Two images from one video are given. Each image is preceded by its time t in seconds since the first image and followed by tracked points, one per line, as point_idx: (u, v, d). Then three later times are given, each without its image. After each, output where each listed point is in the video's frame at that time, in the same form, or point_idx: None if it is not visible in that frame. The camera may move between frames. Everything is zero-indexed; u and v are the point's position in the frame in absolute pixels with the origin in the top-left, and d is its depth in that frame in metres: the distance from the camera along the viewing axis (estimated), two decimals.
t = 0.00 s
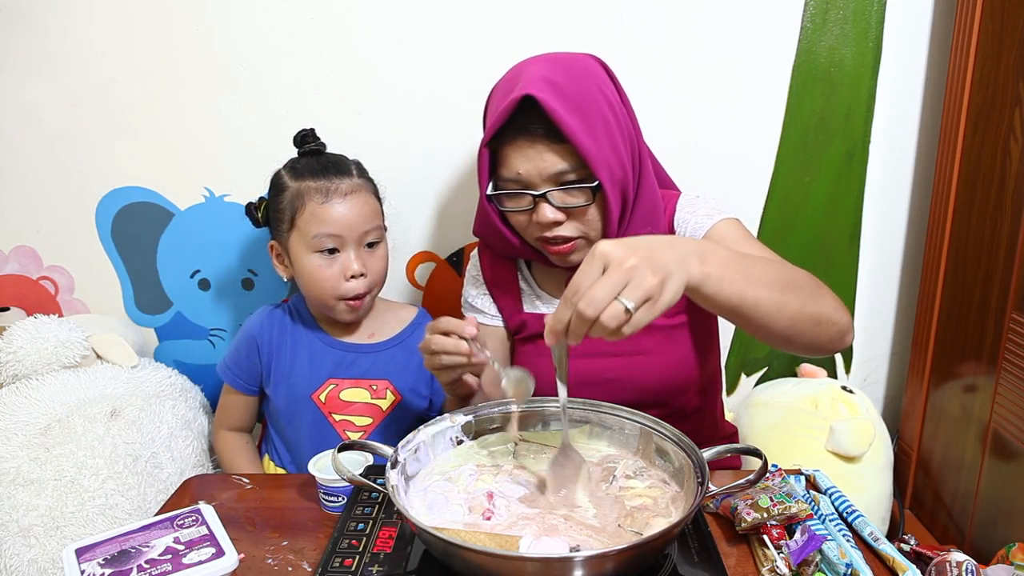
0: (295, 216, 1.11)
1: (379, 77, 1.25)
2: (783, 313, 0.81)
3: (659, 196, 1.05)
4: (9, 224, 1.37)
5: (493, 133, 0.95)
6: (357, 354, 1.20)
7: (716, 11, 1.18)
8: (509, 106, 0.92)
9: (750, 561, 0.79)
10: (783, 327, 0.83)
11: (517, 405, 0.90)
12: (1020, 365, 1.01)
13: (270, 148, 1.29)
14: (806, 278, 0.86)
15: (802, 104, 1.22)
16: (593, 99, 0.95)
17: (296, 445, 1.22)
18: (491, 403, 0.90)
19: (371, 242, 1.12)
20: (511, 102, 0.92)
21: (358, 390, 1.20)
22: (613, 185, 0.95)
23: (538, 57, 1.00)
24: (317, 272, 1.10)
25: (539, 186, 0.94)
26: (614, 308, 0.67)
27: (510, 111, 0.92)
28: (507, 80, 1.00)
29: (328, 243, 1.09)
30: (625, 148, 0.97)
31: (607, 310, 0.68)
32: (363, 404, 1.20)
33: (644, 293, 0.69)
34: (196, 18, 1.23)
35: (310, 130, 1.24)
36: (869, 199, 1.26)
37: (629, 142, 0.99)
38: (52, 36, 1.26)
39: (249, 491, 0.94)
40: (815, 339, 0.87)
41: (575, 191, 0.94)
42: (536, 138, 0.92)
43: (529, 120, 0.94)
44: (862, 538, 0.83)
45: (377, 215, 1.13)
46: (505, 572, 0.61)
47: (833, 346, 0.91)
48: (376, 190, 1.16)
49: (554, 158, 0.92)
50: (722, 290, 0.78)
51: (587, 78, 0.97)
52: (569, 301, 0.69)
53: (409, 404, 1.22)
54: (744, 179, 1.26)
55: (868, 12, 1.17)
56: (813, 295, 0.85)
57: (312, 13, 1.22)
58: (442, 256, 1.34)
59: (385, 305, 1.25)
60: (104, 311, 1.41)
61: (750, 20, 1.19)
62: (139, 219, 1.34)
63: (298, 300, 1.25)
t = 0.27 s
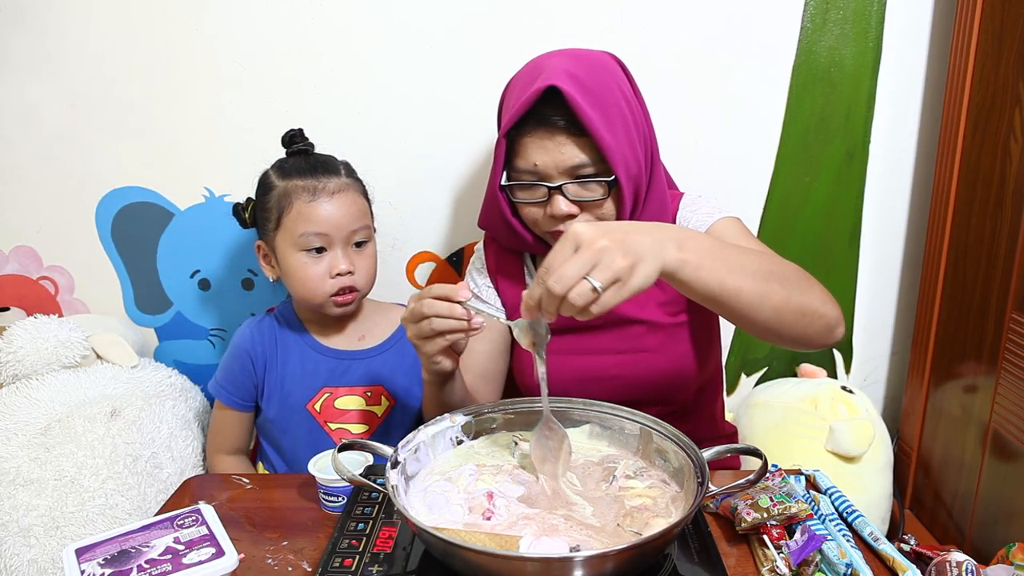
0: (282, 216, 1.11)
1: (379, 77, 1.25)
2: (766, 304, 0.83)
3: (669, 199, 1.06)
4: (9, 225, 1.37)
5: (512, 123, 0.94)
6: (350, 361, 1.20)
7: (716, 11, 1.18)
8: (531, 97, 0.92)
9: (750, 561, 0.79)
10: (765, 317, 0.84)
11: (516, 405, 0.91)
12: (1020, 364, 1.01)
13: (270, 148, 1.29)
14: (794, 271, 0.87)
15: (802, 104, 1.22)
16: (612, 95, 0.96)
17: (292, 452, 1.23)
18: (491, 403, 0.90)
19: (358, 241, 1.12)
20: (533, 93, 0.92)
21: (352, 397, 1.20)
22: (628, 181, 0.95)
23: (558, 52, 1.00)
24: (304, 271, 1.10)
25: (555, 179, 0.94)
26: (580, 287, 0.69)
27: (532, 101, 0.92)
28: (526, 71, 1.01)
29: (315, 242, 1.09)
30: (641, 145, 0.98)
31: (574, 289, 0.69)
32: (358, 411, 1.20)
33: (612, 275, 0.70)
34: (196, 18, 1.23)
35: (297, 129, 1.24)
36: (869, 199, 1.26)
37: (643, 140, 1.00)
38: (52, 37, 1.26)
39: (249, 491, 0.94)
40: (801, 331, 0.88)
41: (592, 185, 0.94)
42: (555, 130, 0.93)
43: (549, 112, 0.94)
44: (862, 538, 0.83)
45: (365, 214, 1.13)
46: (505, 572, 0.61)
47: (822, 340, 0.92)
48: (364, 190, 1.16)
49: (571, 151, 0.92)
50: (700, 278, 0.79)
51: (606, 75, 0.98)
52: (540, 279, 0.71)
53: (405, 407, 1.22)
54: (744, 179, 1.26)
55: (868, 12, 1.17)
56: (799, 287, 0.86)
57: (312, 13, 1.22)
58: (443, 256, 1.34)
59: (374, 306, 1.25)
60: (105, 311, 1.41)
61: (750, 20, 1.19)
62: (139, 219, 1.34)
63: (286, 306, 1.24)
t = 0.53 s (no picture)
0: (265, 219, 1.10)
1: (379, 77, 1.25)
2: (758, 298, 0.83)
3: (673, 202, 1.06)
4: (9, 224, 1.37)
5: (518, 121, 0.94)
6: (344, 368, 1.19)
7: (716, 11, 1.19)
8: (539, 96, 0.92)
9: (750, 561, 0.79)
10: (759, 311, 0.84)
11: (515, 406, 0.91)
12: (1020, 365, 1.01)
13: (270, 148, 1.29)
14: (787, 264, 0.88)
15: (802, 104, 1.22)
16: (619, 96, 0.96)
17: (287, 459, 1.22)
18: (491, 403, 0.91)
19: (343, 246, 1.11)
20: (540, 92, 0.92)
21: (347, 404, 1.20)
22: (633, 182, 0.95)
23: (565, 52, 1.01)
24: (287, 276, 1.10)
25: (559, 179, 0.94)
26: (571, 271, 0.69)
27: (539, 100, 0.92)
28: (534, 70, 1.01)
29: (298, 247, 1.09)
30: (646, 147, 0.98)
31: (565, 273, 0.69)
32: (354, 418, 1.20)
33: (602, 263, 0.70)
34: (196, 18, 1.23)
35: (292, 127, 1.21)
36: (869, 199, 1.26)
37: (649, 141, 1.00)
38: (52, 37, 1.26)
39: (249, 491, 0.94)
40: (794, 325, 0.88)
41: (596, 186, 0.94)
42: (562, 130, 0.93)
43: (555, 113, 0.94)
44: (862, 538, 0.83)
45: (351, 218, 1.12)
46: (505, 572, 0.61)
47: (818, 336, 0.92)
48: (353, 192, 1.15)
49: (576, 152, 0.92)
50: (691, 270, 0.79)
51: (614, 76, 0.98)
52: (529, 267, 0.71)
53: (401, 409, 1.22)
54: (744, 179, 1.26)
55: (868, 12, 1.17)
56: (793, 281, 0.86)
57: (312, 13, 1.22)
58: (443, 256, 1.34)
59: (366, 308, 1.25)
60: (105, 311, 1.41)
61: (750, 19, 1.19)
62: (139, 219, 1.34)
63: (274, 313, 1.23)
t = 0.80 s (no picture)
0: (259, 220, 1.10)
1: (379, 77, 1.25)
2: (747, 298, 0.81)
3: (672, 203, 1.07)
4: (9, 225, 1.37)
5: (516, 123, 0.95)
6: (335, 373, 1.19)
7: (717, 11, 1.19)
8: (536, 99, 0.92)
9: (751, 561, 0.79)
10: (749, 310, 0.82)
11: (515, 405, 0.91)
12: (1020, 365, 1.01)
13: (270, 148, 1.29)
14: (778, 264, 0.86)
15: (802, 104, 1.22)
16: (618, 100, 0.96)
17: (280, 463, 1.22)
18: (491, 403, 0.91)
19: (337, 249, 1.11)
20: (537, 95, 0.92)
21: (339, 409, 1.20)
22: (629, 187, 0.95)
23: (566, 53, 1.00)
24: (279, 277, 1.09)
25: (556, 181, 0.94)
26: (557, 264, 0.67)
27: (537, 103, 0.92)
28: (533, 71, 1.01)
29: (291, 248, 1.08)
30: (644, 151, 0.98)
31: (550, 265, 0.67)
32: (347, 422, 1.20)
33: (589, 257, 0.68)
34: (196, 18, 1.23)
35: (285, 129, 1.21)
36: (869, 199, 1.26)
37: (647, 145, 1.00)
38: (52, 37, 1.26)
39: (249, 491, 0.94)
40: (785, 325, 0.85)
41: (592, 190, 0.94)
42: (559, 133, 0.93)
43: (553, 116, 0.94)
44: (862, 538, 0.83)
45: (346, 221, 1.12)
46: (505, 572, 0.61)
47: (810, 336, 0.89)
48: (347, 195, 1.15)
49: (573, 156, 0.93)
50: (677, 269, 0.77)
51: (614, 79, 0.98)
52: (514, 253, 0.69)
53: (394, 412, 1.23)
54: (744, 179, 1.26)
55: (868, 12, 1.17)
56: (784, 280, 0.84)
57: (312, 13, 1.22)
58: (442, 257, 1.34)
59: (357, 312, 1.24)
60: (105, 311, 1.41)
61: (750, 19, 1.19)
62: (139, 219, 1.34)
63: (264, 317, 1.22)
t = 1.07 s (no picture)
0: (259, 219, 1.10)
1: (379, 77, 1.25)
2: (697, 305, 0.77)
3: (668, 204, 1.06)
4: (10, 225, 1.37)
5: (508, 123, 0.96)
6: (335, 374, 1.19)
7: (717, 11, 1.18)
8: (526, 99, 0.93)
9: (750, 561, 0.79)
10: (700, 318, 0.78)
11: (517, 405, 0.92)
12: (1020, 365, 1.01)
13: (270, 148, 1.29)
14: (735, 268, 0.81)
15: (802, 104, 1.22)
16: (612, 99, 0.96)
17: (281, 464, 1.22)
18: (491, 403, 0.91)
19: (338, 247, 1.12)
20: (527, 95, 0.93)
21: (340, 410, 1.19)
22: (619, 186, 0.95)
23: (562, 52, 1.00)
24: (281, 277, 1.09)
25: (548, 181, 0.95)
26: (491, 268, 0.68)
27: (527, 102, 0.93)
28: (529, 72, 1.01)
29: (293, 247, 1.08)
30: (637, 151, 0.97)
31: (483, 270, 0.68)
32: (347, 423, 1.20)
33: (525, 262, 0.68)
34: (196, 18, 1.23)
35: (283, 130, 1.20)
36: (869, 199, 1.26)
37: (641, 145, 0.99)
38: (52, 37, 1.26)
39: (250, 491, 0.94)
40: (743, 331, 0.81)
41: (582, 190, 0.95)
42: (550, 133, 0.93)
43: (545, 116, 0.94)
44: (862, 538, 0.83)
45: (345, 220, 1.12)
46: (505, 572, 0.61)
47: (776, 340, 0.85)
48: (345, 195, 1.15)
49: (563, 156, 0.93)
50: (620, 278, 0.74)
51: (609, 79, 0.97)
52: (454, 256, 0.69)
53: (393, 412, 1.23)
54: (744, 179, 1.26)
55: (868, 12, 1.17)
56: (740, 286, 0.80)
57: (312, 13, 1.22)
58: (443, 256, 1.34)
59: (355, 312, 1.24)
60: (105, 311, 1.41)
61: (750, 19, 1.19)
62: (139, 219, 1.34)
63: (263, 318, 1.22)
